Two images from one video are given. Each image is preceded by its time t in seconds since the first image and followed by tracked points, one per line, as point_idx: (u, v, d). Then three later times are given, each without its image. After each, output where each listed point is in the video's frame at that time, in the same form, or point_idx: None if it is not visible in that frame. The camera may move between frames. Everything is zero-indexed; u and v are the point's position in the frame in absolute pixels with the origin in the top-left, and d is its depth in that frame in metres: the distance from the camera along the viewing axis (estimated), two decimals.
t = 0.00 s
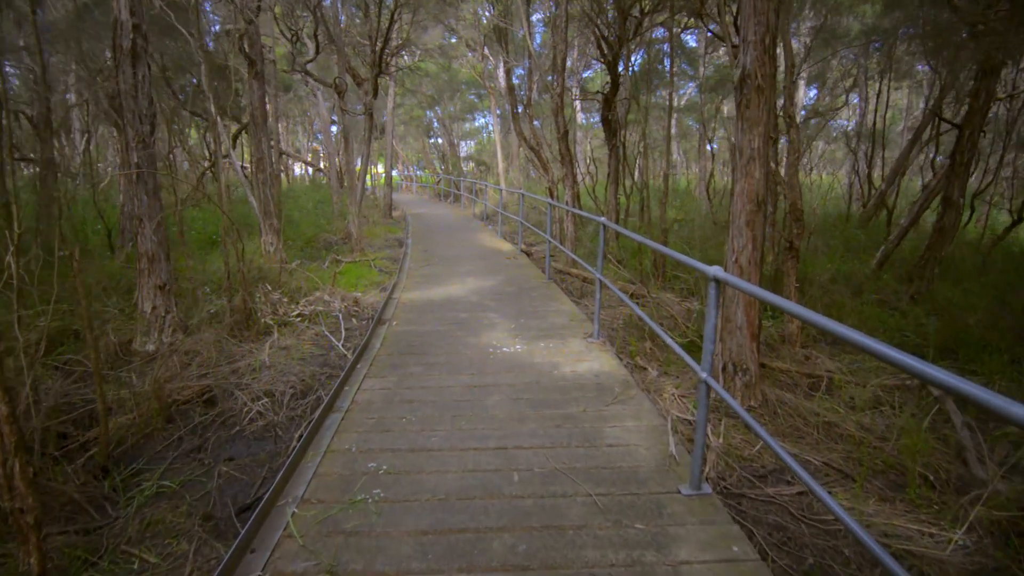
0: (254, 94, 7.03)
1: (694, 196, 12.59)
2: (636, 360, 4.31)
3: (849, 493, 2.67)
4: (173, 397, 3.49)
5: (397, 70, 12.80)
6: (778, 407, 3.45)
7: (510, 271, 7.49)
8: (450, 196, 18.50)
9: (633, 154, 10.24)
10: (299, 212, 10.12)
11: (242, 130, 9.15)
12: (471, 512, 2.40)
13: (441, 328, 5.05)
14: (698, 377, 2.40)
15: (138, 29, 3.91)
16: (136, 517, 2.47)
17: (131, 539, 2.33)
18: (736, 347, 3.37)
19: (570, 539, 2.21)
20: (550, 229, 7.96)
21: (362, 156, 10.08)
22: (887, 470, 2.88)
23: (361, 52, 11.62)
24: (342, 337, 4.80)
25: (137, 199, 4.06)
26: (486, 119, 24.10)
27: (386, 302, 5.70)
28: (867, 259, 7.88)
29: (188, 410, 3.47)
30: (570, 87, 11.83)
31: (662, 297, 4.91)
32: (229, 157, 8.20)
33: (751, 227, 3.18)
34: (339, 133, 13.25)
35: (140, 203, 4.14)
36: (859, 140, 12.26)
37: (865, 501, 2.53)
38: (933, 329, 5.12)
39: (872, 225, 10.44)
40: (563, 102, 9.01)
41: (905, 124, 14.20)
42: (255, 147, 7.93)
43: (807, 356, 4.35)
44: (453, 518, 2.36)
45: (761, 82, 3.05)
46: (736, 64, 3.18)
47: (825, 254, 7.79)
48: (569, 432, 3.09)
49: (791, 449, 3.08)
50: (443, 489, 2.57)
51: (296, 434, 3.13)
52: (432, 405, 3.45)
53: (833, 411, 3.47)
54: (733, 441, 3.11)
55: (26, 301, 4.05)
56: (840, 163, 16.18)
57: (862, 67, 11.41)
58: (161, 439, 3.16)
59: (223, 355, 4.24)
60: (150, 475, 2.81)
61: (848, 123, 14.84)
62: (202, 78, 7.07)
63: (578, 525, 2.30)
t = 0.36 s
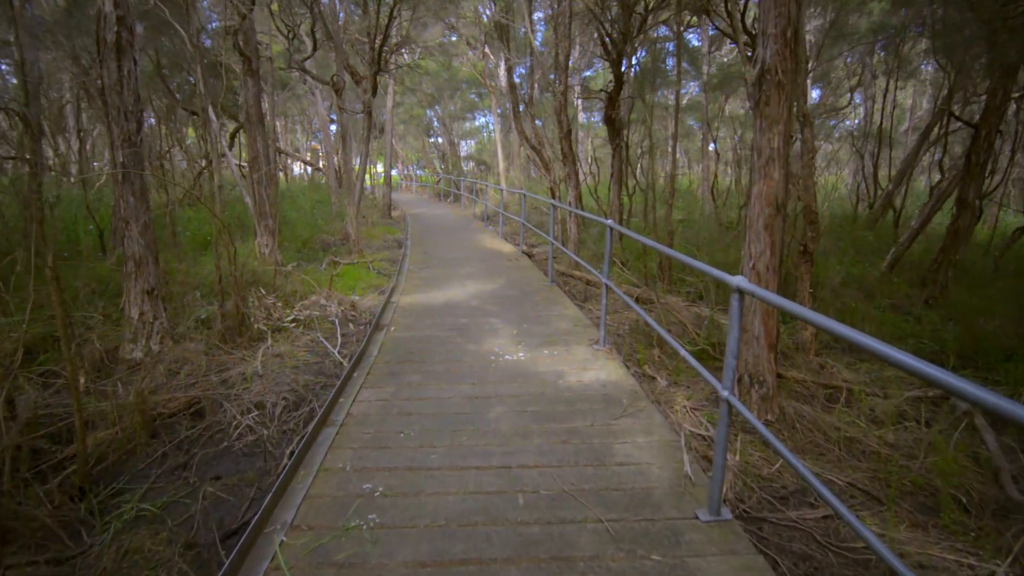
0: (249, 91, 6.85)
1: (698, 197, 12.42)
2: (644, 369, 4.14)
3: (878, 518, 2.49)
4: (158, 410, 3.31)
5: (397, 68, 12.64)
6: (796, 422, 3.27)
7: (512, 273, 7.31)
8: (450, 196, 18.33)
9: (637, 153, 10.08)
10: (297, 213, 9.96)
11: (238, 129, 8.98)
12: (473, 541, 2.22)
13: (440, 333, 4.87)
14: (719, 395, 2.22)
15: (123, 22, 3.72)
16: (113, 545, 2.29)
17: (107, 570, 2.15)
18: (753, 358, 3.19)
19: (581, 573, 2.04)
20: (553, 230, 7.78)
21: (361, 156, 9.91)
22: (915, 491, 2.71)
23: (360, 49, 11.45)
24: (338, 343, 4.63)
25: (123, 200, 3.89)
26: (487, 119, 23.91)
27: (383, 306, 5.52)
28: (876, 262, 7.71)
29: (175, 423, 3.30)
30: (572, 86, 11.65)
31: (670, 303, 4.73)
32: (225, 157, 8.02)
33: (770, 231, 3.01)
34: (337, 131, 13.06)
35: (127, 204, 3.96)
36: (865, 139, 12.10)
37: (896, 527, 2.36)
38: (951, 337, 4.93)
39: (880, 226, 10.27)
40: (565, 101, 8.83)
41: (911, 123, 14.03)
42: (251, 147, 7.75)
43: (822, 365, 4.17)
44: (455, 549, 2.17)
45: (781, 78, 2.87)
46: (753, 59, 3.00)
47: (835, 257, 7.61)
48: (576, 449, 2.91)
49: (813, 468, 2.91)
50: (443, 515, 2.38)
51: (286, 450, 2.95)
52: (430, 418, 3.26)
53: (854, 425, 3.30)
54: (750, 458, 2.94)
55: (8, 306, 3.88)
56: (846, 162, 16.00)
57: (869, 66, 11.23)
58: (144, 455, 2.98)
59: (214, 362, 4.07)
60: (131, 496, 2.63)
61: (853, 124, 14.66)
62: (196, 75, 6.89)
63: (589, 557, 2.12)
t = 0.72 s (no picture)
0: (244, 90, 6.70)
1: (701, 198, 12.26)
2: (654, 377, 3.97)
3: (912, 542, 2.32)
4: (144, 423, 3.14)
5: (397, 67, 12.48)
6: (816, 436, 3.10)
7: (514, 276, 7.14)
8: (450, 197, 18.17)
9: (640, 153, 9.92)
10: (294, 214, 9.81)
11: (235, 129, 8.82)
12: (479, 571, 2.05)
13: (441, 339, 4.70)
14: (744, 413, 2.05)
15: (108, 15, 3.55)
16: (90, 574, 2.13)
17: None
18: (772, 369, 3.01)
19: None
20: (556, 231, 7.61)
21: (359, 155, 9.75)
22: (948, 511, 2.54)
23: (359, 48, 11.29)
24: (335, 350, 4.46)
25: (109, 201, 3.72)
26: (487, 119, 23.74)
27: (382, 311, 5.36)
28: (886, 264, 7.55)
29: (162, 437, 3.13)
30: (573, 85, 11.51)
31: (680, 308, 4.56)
32: (221, 156, 7.87)
33: (791, 235, 2.85)
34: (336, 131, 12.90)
35: (113, 205, 3.79)
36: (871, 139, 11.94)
37: (933, 552, 2.19)
38: (969, 343, 4.77)
39: (887, 227, 10.11)
40: (568, 99, 8.67)
41: (917, 122, 13.87)
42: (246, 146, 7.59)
43: (839, 373, 4.00)
44: None
45: (804, 72, 2.70)
46: (774, 51, 2.83)
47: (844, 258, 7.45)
48: (585, 466, 2.74)
49: (837, 486, 2.74)
50: (445, 540, 2.21)
51: (278, 467, 2.78)
52: (432, 432, 3.10)
53: (877, 439, 3.13)
54: (770, 476, 2.77)
55: None
56: (850, 162, 15.85)
57: (876, 64, 11.06)
58: (128, 472, 2.81)
59: (205, 370, 3.90)
60: (111, 518, 2.47)
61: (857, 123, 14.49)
62: (190, 73, 6.72)
63: None
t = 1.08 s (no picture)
0: (240, 89, 6.56)
1: (704, 199, 12.11)
2: (662, 385, 3.81)
3: (945, 567, 2.17)
4: (130, 436, 3.00)
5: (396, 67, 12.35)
6: (837, 449, 2.94)
7: (516, 278, 6.99)
8: (451, 197, 18.03)
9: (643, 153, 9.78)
10: (292, 215, 9.66)
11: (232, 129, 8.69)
12: None
13: (441, 345, 4.55)
14: (768, 432, 1.90)
15: (94, 8, 3.41)
16: None
17: None
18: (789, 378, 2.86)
19: None
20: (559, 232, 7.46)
21: (358, 155, 9.61)
22: (981, 531, 2.39)
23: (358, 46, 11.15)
24: (331, 356, 4.31)
25: (97, 202, 3.59)
26: (488, 119, 23.60)
27: (380, 315, 5.21)
28: (896, 265, 7.40)
29: (149, 451, 2.98)
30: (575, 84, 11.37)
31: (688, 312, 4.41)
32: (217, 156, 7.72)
33: (811, 238, 2.70)
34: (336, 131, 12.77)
35: (100, 206, 3.66)
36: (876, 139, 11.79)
37: None
38: (987, 349, 4.62)
39: (894, 228, 9.97)
40: (570, 98, 8.53)
41: (922, 122, 13.72)
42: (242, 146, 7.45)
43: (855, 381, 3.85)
44: None
45: (826, 65, 2.56)
46: (793, 44, 2.68)
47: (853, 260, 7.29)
48: (593, 482, 2.60)
49: (861, 504, 2.59)
50: (446, 566, 2.07)
51: (269, 485, 2.62)
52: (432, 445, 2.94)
53: (900, 452, 2.98)
54: (789, 493, 2.62)
55: None
56: (854, 162, 15.70)
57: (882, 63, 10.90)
58: (111, 489, 2.67)
59: (196, 377, 3.76)
60: (91, 540, 2.32)
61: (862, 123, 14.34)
62: (185, 72, 6.59)
63: None
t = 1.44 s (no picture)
0: (231, 85, 6.36)
1: (707, 197, 11.92)
2: (670, 393, 3.62)
3: None
4: (105, 452, 2.82)
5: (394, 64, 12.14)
6: (858, 465, 2.76)
7: (515, 279, 6.80)
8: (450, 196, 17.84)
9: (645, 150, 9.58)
10: (287, 215, 9.46)
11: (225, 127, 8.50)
12: None
13: (438, 350, 4.36)
14: (796, 457, 1.71)
15: None
16: None
17: None
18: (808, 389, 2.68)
19: None
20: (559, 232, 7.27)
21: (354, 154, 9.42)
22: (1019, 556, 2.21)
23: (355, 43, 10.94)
24: (323, 363, 4.12)
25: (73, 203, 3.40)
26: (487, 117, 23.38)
27: (375, 319, 5.01)
28: (905, 265, 7.22)
29: (124, 468, 2.80)
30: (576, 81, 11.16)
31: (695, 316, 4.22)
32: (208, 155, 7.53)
33: (833, 240, 2.51)
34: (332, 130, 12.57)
35: (77, 207, 3.47)
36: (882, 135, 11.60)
37: None
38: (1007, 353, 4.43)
39: (901, 227, 9.79)
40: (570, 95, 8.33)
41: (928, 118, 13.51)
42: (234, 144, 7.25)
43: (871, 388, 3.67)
44: None
45: (850, 54, 2.36)
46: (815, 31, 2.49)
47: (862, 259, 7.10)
48: (600, 503, 2.41)
49: (888, 525, 2.40)
50: None
51: (251, 506, 2.44)
52: (427, 462, 2.75)
53: (925, 467, 2.80)
54: (809, 514, 2.44)
55: None
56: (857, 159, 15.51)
57: (887, 59, 10.70)
58: (81, 511, 2.48)
59: (179, 387, 3.58)
60: (55, 570, 2.13)
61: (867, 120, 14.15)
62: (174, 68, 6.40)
63: None
